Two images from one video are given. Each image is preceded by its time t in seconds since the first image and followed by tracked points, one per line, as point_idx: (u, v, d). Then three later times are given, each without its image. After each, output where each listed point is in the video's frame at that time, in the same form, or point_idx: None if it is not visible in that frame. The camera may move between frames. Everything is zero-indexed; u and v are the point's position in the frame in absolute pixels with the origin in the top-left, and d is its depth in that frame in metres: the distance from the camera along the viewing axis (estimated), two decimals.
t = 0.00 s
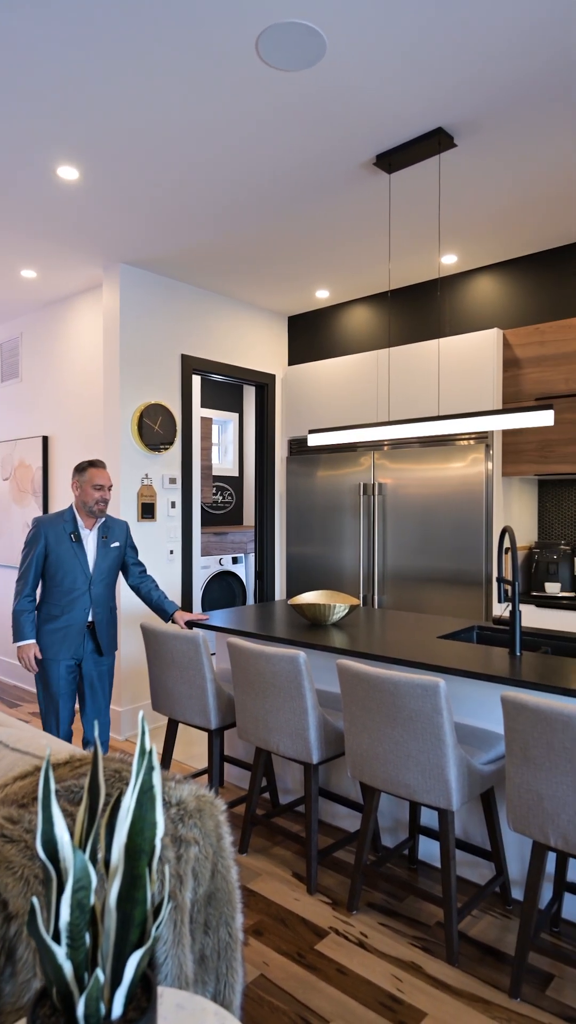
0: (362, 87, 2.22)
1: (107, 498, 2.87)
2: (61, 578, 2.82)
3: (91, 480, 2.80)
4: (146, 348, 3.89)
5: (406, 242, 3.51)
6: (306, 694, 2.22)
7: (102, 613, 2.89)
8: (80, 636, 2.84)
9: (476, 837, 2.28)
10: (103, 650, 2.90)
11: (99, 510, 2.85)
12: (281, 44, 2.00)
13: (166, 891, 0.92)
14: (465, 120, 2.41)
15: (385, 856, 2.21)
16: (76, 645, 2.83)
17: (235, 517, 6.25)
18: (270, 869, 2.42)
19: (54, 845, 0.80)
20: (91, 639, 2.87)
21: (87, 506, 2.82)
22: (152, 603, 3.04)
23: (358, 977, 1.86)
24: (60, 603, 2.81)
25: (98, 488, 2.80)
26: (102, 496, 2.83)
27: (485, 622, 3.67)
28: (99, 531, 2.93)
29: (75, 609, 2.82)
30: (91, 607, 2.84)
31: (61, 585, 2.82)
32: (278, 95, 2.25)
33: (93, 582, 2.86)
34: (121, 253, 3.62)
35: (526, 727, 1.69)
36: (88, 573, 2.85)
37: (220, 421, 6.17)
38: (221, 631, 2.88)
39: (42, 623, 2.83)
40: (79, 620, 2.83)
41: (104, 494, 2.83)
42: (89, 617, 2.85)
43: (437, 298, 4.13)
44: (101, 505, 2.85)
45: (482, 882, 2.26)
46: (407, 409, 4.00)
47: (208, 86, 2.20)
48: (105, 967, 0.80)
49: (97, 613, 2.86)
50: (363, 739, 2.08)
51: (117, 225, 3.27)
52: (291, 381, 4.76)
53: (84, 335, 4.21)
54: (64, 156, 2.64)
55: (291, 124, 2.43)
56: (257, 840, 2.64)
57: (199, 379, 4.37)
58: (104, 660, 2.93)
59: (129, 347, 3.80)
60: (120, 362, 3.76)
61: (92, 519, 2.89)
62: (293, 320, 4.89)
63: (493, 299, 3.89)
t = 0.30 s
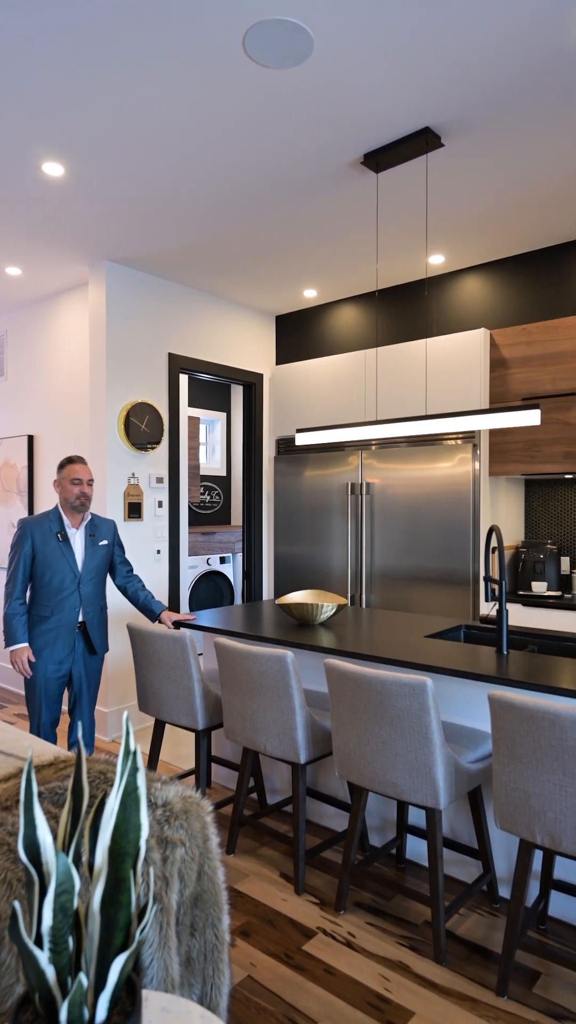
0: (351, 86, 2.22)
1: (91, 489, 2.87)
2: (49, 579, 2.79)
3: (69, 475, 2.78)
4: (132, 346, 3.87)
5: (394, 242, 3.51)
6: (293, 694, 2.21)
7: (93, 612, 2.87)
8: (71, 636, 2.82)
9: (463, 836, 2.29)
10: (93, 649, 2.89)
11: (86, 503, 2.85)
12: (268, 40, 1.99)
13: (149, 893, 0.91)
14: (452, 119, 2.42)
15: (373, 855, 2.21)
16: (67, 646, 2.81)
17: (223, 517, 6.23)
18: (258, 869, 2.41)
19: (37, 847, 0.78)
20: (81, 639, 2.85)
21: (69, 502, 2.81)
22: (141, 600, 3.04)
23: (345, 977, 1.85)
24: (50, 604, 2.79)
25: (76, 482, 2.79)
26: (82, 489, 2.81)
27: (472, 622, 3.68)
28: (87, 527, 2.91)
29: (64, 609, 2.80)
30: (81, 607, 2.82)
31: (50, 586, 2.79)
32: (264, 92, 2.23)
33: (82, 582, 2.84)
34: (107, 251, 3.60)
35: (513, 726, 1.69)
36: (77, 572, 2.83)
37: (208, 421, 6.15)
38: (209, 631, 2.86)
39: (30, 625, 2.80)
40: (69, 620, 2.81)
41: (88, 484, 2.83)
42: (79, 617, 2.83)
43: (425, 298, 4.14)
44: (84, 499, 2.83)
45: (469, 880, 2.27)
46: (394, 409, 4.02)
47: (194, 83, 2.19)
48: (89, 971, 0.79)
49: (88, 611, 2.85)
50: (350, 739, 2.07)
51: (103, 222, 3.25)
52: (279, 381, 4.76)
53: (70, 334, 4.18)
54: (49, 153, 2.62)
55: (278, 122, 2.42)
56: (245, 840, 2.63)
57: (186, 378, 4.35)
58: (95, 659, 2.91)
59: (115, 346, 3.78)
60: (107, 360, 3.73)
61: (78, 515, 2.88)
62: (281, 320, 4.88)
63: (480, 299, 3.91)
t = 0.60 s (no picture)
0: (342, 84, 2.21)
1: (69, 481, 2.83)
2: (34, 579, 2.78)
3: (44, 475, 2.78)
4: (123, 345, 3.85)
5: (386, 241, 3.51)
6: (285, 694, 2.20)
7: (79, 612, 2.84)
8: (57, 636, 2.79)
9: (455, 835, 2.29)
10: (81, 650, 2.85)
11: (61, 495, 2.81)
12: (260, 38, 1.97)
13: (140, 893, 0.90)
14: (444, 119, 2.42)
15: (365, 855, 2.20)
16: (53, 646, 2.78)
17: (215, 516, 6.22)
18: (250, 870, 2.40)
19: (24, 851, 0.77)
20: (68, 640, 2.82)
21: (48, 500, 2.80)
22: (132, 601, 2.99)
23: (337, 978, 1.84)
24: (35, 605, 2.77)
25: (50, 481, 2.78)
26: (58, 487, 2.79)
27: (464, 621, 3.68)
28: (74, 527, 2.89)
29: (49, 609, 2.77)
30: (67, 607, 2.79)
31: (35, 586, 2.78)
32: (256, 89, 2.22)
33: (68, 582, 2.81)
34: (98, 249, 3.58)
35: (506, 724, 1.69)
36: (62, 572, 2.81)
37: (199, 421, 6.14)
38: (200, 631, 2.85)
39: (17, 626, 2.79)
40: (55, 620, 2.78)
41: (61, 475, 2.81)
42: (65, 617, 2.80)
43: (416, 298, 4.14)
44: (60, 495, 2.81)
45: (461, 879, 2.27)
46: (386, 409, 4.02)
47: (185, 80, 2.17)
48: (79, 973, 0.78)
49: (74, 611, 2.82)
50: (342, 738, 2.07)
51: (94, 220, 3.23)
52: (270, 380, 4.75)
53: (61, 332, 4.15)
54: (38, 150, 2.60)
55: (270, 119, 2.40)
56: (236, 841, 2.62)
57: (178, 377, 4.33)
58: (83, 660, 2.88)
59: (106, 344, 3.76)
60: (97, 359, 3.71)
61: (61, 513, 2.86)
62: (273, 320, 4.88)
63: (472, 299, 3.92)
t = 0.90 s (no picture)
0: (340, 83, 2.21)
1: (59, 481, 2.79)
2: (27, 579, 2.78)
3: (34, 475, 2.75)
4: (121, 344, 3.84)
5: (384, 241, 3.51)
6: (283, 694, 2.19)
7: (73, 612, 2.83)
8: (51, 636, 2.78)
9: (453, 835, 2.28)
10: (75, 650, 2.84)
11: (52, 495, 2.78)
12: (257, 36, 1.97)
13: (137, 895, 0.89)
14: (442, 118, 2.42)
15: (363, 855, 2.20)
16: (47, 646, 2.78)
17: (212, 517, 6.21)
18: (247, 871, 2.39)
19: (19, 853, 0.76)
20: (63, 640, 2.82)
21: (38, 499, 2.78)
22: (129, 600, 2.98)
23: (335, 978, 1.84)
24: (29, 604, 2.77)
25: (39, 481, 2.75)
26: (47, 487, 2.76)
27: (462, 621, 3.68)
28: (68, 527, 2.88)
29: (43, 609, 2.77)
30: (61, 607, 2.79)
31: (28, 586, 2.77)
32: (253, 88, 2.22)
33: (61, 582, 2.81)
34: (96, 248, 3.58)
35: (505, 724, 1.69)
36: (55, 572, 2.80)
37: (197, 421, 6.13)
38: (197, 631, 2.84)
39: (12, 626, 2.79)
40: (48, 620, 2.77)
41: (50, 475, 2.76)
42: (58, 617, 2.79)
43: (414, 297, 4.14)
44: (50, 496, 2.78)
45: (459, 879, 2.26)
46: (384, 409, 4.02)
47: (182, 79, 2.17)
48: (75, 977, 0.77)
49: (68, 611, 2.81)
50: (340, 738, 2.06)
51: (91, 219, 3.22)
52: (268, 380, 4.74)
53: (58, 332, 4.14)
54: (35, 149, 2.59)
55: (267, 118, 2.40)
56: (234, 842, 2.61)
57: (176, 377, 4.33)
58: (78, 660, 2.87)
59: (104, 343, 3.75)
60: (94, 358, 3.70)
61: (53, 512, 2.84)
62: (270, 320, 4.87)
63: (469, 298, 3.91)
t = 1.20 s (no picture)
0: (339, 82, 2.21)
1: (57, 481, 2.79)
2: (25, 579, 2.77)
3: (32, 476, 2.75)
4: (120, 344, 3.84)
5: (383, 241, 3.51)
6: (283, 695, 2.19)
7: (72, 612, 2.81)
8: (50, 636, 2.78)
9: (454, 835, 2.28)
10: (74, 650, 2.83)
11: (51, 496, 2.78)
12: (257, 36, 1.97)
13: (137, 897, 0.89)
14: (442, 118, 2.41)
15: (363, 856, 2.20)
16: (46, 646, 2.77)
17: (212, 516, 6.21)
18: (247, 871, 2.39)
19: (19, 855, 0.76)
20: (61, 640, 2.81)
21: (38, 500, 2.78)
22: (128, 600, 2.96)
23: (335, 979, 1.84)
24: (27, 604, 2.76)
25: (38, 482, 2.74)
26: (46, 488, 2.76)
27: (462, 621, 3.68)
28: (66, 527, 2.87)
29: (41, 609, 2.76)
30: (59, 607, 2.78)
31: (26, 586, 2.77)
32: (253, 88, 2.22)
33: (59, 582, 2.80)
34: (95, 248, 3.57)
35: (505, 725, 1.68)
36: (53, 572, 2.79)
37: (196, 420, 6.13)
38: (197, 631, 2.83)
39: (11, 626, 2.79)
40: (47, 620, 2.76)
41: (49, 475, 2.76)
42: (57, 617, 2.78)
43: (414, 297, 4.14)
44: (49, 497, 2.78)
45: (459, 880, 2.26)
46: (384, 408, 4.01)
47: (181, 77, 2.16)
48: (75, 979, 0.77)
49: (67, 611, 2.80)
50: (340, 738, 2.06)
51: (90, 218, 3.21)
52: (267, 379, 4.74)
53: (57, 331, 4.14)
54: (34, 148, 2.58)
55: (267, 117, 2.39)
56: (234, 842, 2.60)
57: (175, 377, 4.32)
58: (77, 660, 2.86)
59: (103, 343, 3.74)
60: (94, 358, 3.70)
61: (52, 512, 2.84)
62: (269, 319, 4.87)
63: (469, 298, 3.91)
